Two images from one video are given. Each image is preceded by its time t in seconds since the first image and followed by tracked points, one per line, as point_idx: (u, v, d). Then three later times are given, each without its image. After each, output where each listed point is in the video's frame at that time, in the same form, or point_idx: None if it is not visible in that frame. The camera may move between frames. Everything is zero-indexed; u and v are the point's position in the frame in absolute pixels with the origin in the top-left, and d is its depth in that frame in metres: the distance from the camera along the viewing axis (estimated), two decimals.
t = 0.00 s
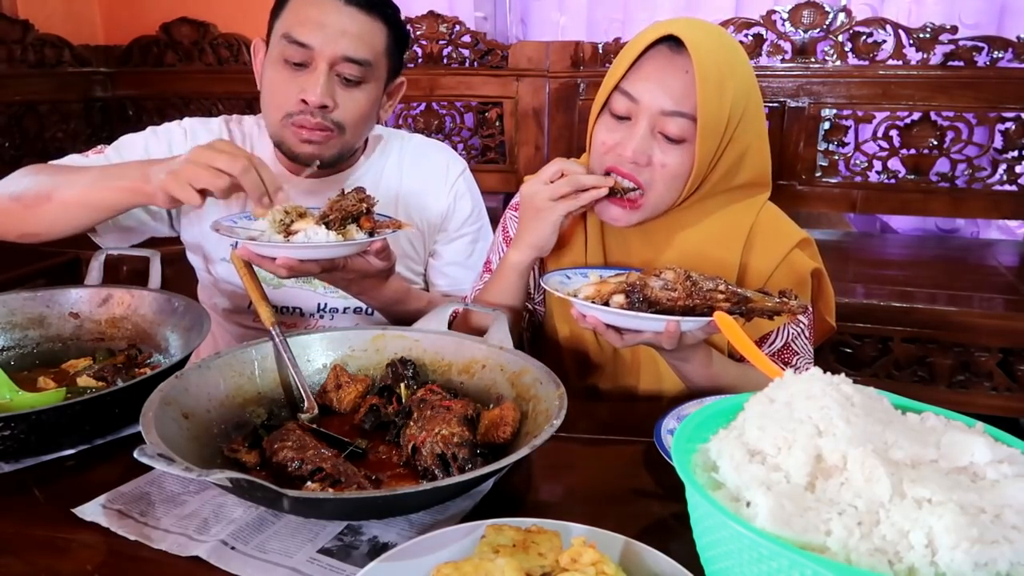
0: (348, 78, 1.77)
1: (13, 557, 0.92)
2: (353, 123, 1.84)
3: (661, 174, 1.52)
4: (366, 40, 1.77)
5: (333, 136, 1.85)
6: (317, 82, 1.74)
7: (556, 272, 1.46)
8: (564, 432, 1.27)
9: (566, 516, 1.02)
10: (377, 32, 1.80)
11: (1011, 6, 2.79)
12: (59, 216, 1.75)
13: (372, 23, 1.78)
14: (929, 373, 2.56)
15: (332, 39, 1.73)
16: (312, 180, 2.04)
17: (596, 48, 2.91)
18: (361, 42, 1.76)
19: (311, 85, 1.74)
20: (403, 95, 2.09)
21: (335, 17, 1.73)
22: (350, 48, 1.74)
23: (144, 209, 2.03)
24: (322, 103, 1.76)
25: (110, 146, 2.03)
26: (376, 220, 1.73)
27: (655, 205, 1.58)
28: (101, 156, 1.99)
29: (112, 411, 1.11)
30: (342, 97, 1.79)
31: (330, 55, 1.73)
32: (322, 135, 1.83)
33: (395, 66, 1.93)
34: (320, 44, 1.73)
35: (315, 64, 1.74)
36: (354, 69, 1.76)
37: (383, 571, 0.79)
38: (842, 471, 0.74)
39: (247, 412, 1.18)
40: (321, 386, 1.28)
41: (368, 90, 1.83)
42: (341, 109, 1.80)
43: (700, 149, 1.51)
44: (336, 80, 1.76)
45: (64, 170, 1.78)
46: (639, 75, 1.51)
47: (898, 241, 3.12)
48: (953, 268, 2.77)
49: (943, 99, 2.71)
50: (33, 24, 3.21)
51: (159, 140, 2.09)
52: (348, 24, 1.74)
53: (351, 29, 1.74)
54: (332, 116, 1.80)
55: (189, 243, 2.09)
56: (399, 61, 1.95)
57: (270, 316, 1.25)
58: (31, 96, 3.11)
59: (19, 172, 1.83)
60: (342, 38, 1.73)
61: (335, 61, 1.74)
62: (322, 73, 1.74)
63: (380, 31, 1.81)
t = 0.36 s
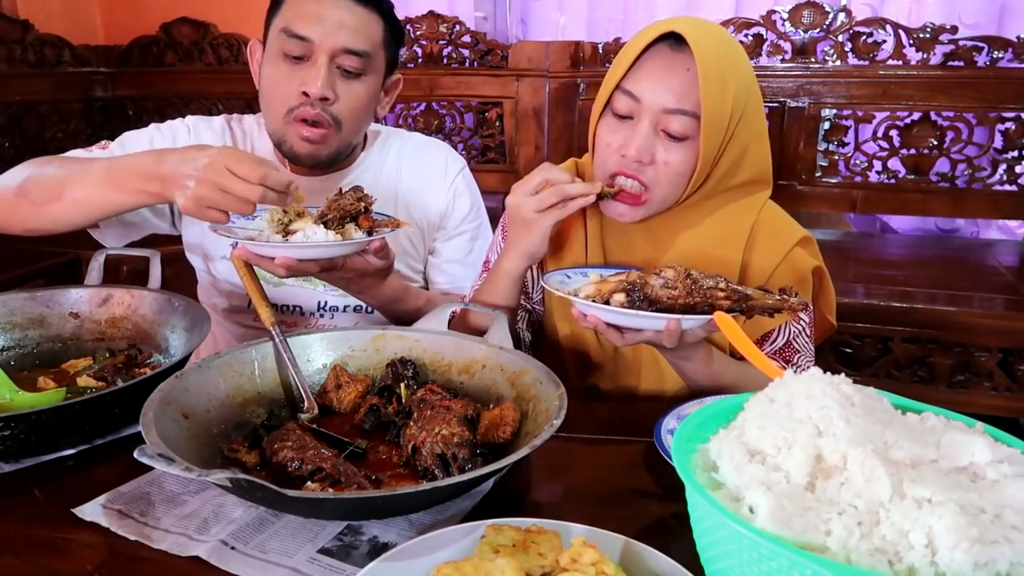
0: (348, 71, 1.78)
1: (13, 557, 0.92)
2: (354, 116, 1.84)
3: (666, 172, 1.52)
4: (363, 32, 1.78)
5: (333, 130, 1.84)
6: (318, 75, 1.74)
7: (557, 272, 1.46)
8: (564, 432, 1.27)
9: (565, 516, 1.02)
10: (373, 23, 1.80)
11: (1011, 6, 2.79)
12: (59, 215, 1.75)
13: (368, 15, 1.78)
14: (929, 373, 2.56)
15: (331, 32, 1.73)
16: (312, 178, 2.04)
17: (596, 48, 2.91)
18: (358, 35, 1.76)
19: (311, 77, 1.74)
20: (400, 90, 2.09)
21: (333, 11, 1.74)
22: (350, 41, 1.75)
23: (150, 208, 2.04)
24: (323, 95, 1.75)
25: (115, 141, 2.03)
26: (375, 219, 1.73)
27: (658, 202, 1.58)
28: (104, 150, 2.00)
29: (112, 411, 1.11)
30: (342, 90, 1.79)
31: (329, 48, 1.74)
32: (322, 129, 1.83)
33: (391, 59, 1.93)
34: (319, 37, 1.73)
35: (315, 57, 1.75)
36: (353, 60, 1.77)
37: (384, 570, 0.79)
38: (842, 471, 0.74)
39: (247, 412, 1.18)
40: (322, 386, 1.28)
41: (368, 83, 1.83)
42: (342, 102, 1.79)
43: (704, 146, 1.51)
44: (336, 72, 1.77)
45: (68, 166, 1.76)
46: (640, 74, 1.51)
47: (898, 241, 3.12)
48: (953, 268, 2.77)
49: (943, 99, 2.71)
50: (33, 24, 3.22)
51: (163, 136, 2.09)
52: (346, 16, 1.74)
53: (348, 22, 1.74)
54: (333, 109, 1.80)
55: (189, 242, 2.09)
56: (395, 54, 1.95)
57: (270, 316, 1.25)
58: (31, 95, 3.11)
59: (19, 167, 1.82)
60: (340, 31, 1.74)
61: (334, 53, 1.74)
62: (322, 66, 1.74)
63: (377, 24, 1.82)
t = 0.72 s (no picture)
0: (344, 72, 1.77)
1: (13, 557, 0.92)
2: (349, 117, 1.83)
3: (669, 155, 1.51)
4: (360, 33, 1.78)
5: (328, 130, 1.84)
6: (313, 75, 1.74)
7: (553, 277, 1.45)
8: (563, 432, 1.27)
9: (565, 516, 1.02)
10: (372, 26, 1.81)
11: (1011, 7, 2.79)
12: (59, 215, 1.75)
13: (367, 17, 1.79)
14: (929, 373, 2.56)
15: (327, 33, 1.74)
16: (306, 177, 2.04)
17: (596, 47, 2.91)
18: (355, 37, 1.77)
19: (307, 78, 1.74)
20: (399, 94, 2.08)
21: (330, 11, 1.74)
22: (347, 42, 1.75)
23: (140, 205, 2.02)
24: (318, 95, 1.75)
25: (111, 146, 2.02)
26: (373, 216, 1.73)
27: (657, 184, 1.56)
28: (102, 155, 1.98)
29: (112, 411, 1.11)
30: (338, 91, 1.78)
31: (325, 49, 1.74)
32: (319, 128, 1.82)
33: (391, 62, 1.94)
34: (315, 37, 1.73)
35: (311, 58, 1.74)
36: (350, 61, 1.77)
37: (383, 571, 0.79)
38: (842, 471, 0.74)
39: (247, 412, 1.18)
40: (322, 386, 1.28)
41: (364, 84, 1.83)
42: (337, 103, 1.79)
43: (703, 122, 1.50)
44: (331, 73, 1.76)
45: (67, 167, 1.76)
46: (640, 60, 1.52)
47: (898, 241, 3.12)
48: (953, 268, 2.77)
49: (943, 99, 2.71)
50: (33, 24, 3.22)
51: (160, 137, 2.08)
52: (343, 17, 1.75)
53: (346, 22, 1.75)
54: (328, 110, 1.79)
55: (189, 244, 2.09)
56: (395, 58, 1.96)
57: (270, 316, 1.25)
58: (31, 96, 3.12)
59: (17, 170, 1.84)
60: (337, 32, 1.74)
61: (331, 53, 1.74)
62: (319, 66, 1.74)
63: (375, 26, 1.82)
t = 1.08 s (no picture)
0: (337, 69, 1.77)
1: (13, 557, 0.92)
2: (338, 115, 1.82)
3: (672, 146, 1.52)
4: (357, 32, 1.78)
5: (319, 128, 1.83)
6: (305, 70, 1.74)
7: (552, 275, 1.46)
8: (563, 432, 1.27)
9: (564, 516, 1.02)
10: (368, 25, 1.81)
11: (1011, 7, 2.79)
12: (61, 215, 1.75)
13: (364, 14, 1.79)
14: (929, 373, 2.56)
15: (321, 29, 1.73)
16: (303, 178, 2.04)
17: (596, 47, 2.91)
18: (351, 34, 1.77)
19: (299, 73, 1.74)
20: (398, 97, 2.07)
21: (327, 9, 1.74)
22: (341, 39, 1.75)
23: (133, 205, 2.01)
24: (308, 90, 1.75)
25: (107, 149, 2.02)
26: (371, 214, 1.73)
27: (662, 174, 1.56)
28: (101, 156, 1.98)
29: (112, 411, 1.11)
30: (330, 87, 1.78)
31: (318, 45, 1.74)
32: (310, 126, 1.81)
33: (389, 65, 1.94)
34: (309, 32, 1.73)
35: (304, 53, 1.74)
36: (342, 58, 1.77)
37: (383, 571, 0.79)
38: (842, 471, 0.74)
39: (247, 412, 1.18)
40: (322, 386, 1.28)
41: (356, 83, 1.82)
42: (327, 99, 1.78)
43: (706, 112, 1.50)
44: (324, 69, 1.76)
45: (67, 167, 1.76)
46: (640, 52, 1.52)
47: (898, 241, 3.12)
48: (953, 268, 2.77)
49: (943, 99, 2.71)
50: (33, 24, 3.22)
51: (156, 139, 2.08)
52: (339, 16, 1.75)
53: (342, 21, 1.75)
54: (318, 106, 1.78)
55: (189, 245, 2.08)
56: (393, 62, 1.96)
57: (270, 316, 1.25)
58: (31, 96, 3.12)
59: (17, 171, 1.84)
60: (332, 28, 1.74)
61: (324, 50, 1.74)
62: (310, 61, 1.74)
63: (372, 25, 1.82)
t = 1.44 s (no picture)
0: (339, 76, 1.77)
1: (13, 557, 0.92)
2: (340, 121, 1.83)
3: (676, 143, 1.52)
4: (358, 37, 1.78)
5: (321, 134, 1.83)
6: (307, 77, 1.74)
7: (558, 274, 1.46)
8: (564, 432, 1.27)
9: (564, 516, 1.02)
10: (370, 30, 1.80)
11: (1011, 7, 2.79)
12: (65, 211, 1.75)
13: (365, 19, 1.79)
14: (929, 373, 2.56)
15: (324, 35, 1.73)
16: (303, 178, 2.04)
17: (596, 47, 2.91)
18: (352, 40, 1.76)
19: (301, 80, 1.74)
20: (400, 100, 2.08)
21: (328, 14, 1.74)
22: (343, 45, 1.75)
23: (127, 201, 2.01)
24: (311, 97, 1.75)
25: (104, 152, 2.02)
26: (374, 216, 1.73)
27: (667, 172, 1.56)
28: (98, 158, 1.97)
29: (112, 411, 1.11)
30: (332, 93, 1.78)
31: (321, 51, 1.74)
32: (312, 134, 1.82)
33: (390, 68, 1.94)
34: (311, 39, 1.73)
35: (306, 60, 1.74)
36: (345, 65, 1.77)
37: (383, 571, 0.79)
38: (842, 471, 0.74)
39: (247, 412, 1.18)
40: (321, 386, 1.28)
41: (359, 89, 1.82)
42: (330, 105, 1.79)
43: (710, 108, 1.50)
44: (326, 76, 1.76)
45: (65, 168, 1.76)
46: (642, 51, 1.53)
47: (898, 241, 3.12)
48: (953, 268, 2.77)
49: (943, 99, 2.71)
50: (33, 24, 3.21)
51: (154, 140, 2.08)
52: (340, 21, 1.75)
53: (343, 26, 1.75)
54: (320, 112, 1.79)
55: (189, 245, 2.09)
56: (396, 64, 1.96)
57: (270, 316, 1.25)
58: (31, 96, 3.12)
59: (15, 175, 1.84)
60: (334, 34, 1.74)
61: (326, 57, 1.74)
62: (313, 68, 1.74)
63: (374, 29, 1.82)
